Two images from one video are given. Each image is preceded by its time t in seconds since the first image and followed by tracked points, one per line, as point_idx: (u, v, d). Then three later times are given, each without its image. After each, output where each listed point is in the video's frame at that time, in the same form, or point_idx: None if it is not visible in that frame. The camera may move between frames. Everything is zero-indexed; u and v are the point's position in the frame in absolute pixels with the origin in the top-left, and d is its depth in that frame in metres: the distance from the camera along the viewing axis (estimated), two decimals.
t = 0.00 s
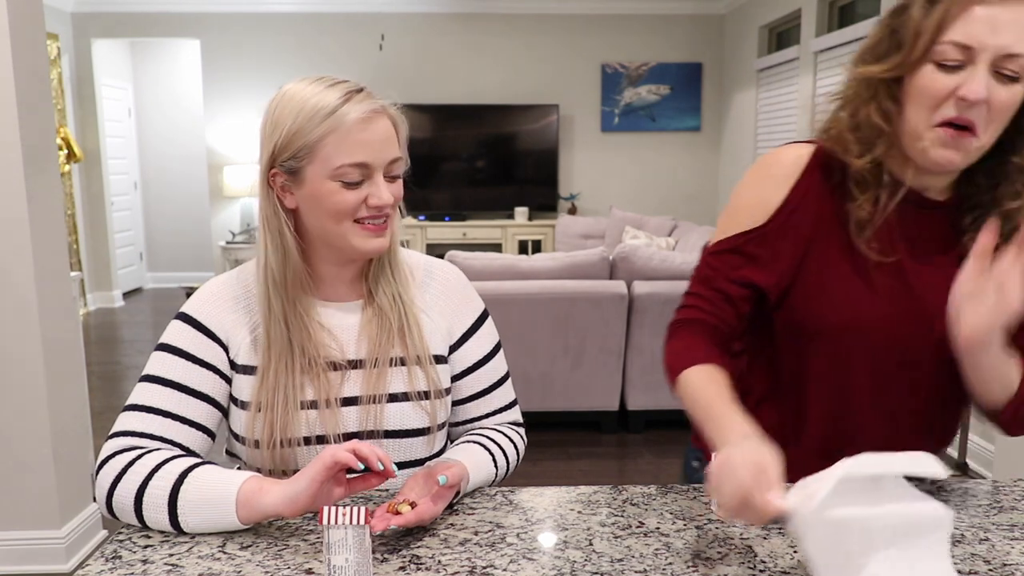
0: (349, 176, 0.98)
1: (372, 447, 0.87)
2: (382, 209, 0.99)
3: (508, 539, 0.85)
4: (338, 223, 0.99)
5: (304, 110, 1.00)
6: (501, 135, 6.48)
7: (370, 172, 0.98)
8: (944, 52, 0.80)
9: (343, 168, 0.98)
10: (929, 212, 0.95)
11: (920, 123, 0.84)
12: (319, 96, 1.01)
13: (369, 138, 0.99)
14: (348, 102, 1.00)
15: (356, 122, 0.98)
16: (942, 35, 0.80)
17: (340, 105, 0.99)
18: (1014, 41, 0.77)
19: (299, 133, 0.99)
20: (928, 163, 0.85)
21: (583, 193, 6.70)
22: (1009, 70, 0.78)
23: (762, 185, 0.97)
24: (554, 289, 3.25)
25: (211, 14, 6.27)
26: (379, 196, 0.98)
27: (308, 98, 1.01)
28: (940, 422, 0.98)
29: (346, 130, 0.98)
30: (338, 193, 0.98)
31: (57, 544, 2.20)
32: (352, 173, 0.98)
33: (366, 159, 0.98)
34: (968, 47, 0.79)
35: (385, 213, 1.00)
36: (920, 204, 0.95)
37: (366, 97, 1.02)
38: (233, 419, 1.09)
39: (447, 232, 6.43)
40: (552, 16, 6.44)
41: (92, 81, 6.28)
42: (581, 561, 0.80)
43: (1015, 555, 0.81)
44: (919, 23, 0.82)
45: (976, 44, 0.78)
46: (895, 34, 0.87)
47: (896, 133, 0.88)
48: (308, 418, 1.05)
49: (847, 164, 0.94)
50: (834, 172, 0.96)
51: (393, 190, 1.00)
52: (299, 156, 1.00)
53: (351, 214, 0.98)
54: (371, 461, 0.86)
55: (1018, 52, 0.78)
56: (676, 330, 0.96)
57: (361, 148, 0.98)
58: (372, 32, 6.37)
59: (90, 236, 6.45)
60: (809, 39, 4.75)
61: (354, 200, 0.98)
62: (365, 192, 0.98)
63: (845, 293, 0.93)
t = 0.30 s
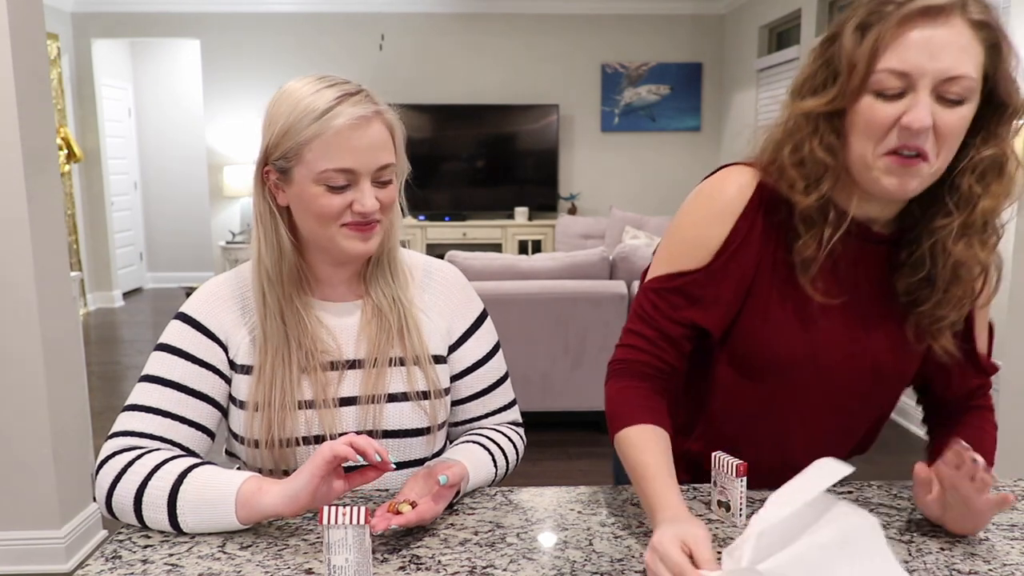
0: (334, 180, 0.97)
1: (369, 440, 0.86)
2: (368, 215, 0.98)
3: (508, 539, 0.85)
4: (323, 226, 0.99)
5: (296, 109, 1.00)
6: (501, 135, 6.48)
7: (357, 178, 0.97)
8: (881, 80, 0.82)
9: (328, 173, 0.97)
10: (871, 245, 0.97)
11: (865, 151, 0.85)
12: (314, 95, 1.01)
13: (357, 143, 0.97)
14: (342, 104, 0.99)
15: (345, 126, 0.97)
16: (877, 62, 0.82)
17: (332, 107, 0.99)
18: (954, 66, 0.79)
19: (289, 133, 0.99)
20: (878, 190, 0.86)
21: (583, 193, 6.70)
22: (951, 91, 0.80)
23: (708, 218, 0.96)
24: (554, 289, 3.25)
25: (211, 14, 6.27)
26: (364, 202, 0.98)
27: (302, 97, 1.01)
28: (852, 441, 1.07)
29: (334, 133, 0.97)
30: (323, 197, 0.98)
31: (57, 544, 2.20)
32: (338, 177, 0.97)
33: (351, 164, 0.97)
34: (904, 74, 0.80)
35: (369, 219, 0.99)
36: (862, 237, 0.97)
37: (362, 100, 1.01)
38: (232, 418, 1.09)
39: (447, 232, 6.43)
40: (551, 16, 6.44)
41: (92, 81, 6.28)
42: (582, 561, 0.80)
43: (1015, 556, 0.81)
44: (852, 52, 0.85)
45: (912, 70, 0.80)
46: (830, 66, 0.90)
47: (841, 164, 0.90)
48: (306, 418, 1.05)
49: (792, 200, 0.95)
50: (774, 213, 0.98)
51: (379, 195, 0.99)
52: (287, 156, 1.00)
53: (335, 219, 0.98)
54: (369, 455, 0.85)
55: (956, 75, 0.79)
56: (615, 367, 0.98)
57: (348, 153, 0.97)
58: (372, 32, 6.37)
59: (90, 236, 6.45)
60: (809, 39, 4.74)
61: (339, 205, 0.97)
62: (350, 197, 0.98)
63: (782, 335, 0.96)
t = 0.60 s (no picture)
0: (329, 184, 0.97)
1: (367, 437, 0.86)
2: (364, 219, 0.98)
3: (508, 539, 0.85)
4: (319, 230, 0.99)
5: (293, 112, 1.00)
6: (501, 135, 6.48)
7: (353, 182, 0.97)
8: (867, 116, 0.83)
9: (323, 177, 0.97)
10: (859, 279, 0.98)
11: (849, 185, 0.85)
12: (312, 98, 1.00)
13: (356, 147, 0.97)
14: (341, 107, 0.99)
15: (344, 129, 0.97)
16: (863, 100, 0.83)
17: (330, 110, 0.99)
18: (936, 105, 0.81)
19: (286, 135, 0.99)
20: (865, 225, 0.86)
21: (583, 193, 6.70)
22: (933, 128, 0.82)
23: (691, 243, 0.97)
24: (554, 289, 3.25)
25: (211, 14, 6.27)
26: (360, 207, 0.98)
27: (302, 99, 1.01)
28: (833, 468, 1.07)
29: (332, 137, 0.97)
30: (318, 202, 0.98)
31: (57, 544, 2.20)
32: (334, 181, 0.97)
33: (347, 168, 0.97)
34: (889, 111, 0.82)
35: (365, 222, 0.99)
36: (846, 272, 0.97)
37: (361, 103, 1.01)
38: (231, 418, 1.09)
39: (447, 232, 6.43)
40: (551, 16, 6.44)
41: (92, 82, 6.28)
42: (582, 562, 0.80)
43: (1015, 555, 0.81)
44: (838, 90, 0.86)
45: (898, 107, 0.81)
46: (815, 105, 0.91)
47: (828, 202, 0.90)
48: (305, 418, 1.06)
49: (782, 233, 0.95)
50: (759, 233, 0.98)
51: (375, 199, 0.99)
52: (284, 158, 1.00)
53: (331, 224, 0.98)
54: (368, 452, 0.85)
55: (937, 112, 0.81)
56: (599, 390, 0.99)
57: (346, 157, 0.97)
58: (372, 32, 6.37)
59: (90, 236, 6.45)
60: (809, 40, 4.75)
61: (335, 209, 0.98)
62: (345, 202, 0.98)
63: (762, 364, 0.97)
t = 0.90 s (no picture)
0: (346, 179, 0.98)
1: (367, 439, 0.86)
2: (381, 212, 0.99)
3: (508, 539, 0.85)
4: (338, 228, 0.99)
5: (296, 113, 1.00)
6: (501, 135, 6.48)
7: (367, 174, 0.98)
8: (784, 157, 0.99)
9: (340, 173, 0.98)
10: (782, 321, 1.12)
11: (774, 210, 0.99)
12: (313, 97, 1.00)
13: (366, 142, 0.98)
14: (343, 105, 0.99)
15: (352, 125, 0.98)
16: (778, 145, 1.00)
17: (334, 108, 0.99)
18: (833, 148, 0.99)
19: (294, 137, 0.99)
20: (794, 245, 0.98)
21: (583, 193, 6.70)
22: (836, 166, 0.98)
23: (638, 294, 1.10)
24: (554, 290, 3.25)
25: (211, 14, 6.27)
26: (377, 199, 0.98)
27: (302, 100, 1.00)
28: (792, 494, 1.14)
29: (342, 133, 0.98)
30: (336, 198, 0.98)
31: (57, 544, 2.20)
32: (350, 177, 0.98)
33: (362, 163, 0.98)
34: (801, 152, 0.99)
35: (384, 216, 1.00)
36: (766, 312, 1.11)
37: (361, 99, 1.01)
38: (230, 419, 1.09)
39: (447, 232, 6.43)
40: (552, 16, 6.44)
41: (92, 82, 6.28)
42: (582, 561, 0.80)
43: (1015, 556, 0.81)
44: (755, 139, 1.03)
45: (807, 148, 0.99)
46: (734, 157, 1.07)
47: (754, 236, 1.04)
48: (305, 420, 1.05)
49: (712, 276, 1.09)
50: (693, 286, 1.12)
51: (389, 194, 1.00)
52: (295, 159, 0.99)
53: (349, 219, 0.98)
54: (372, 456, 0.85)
55: (836, 153, 0.99)
56: (587, 432, 1.05)
57: (359, 151, 0.98)
58: (372, 32, 6.37)
59: (90, 236, 6.45)
60: (809, 40, 4.75)
61: (352, 204, 0.98)
62: (362, 195, 0.98)
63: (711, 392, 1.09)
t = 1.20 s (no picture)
0: (362, 173, 0.98)
1: (366, 442, 0.86)
2: (397, 203, 1.00)
3: (508, 539, 0.85)
4: (355, 221, 0.99)
5: (304, 115, 1.00)
6: (501, 135, 6.48)
7: (381, 168, 1.00)
8: (716, 146, 1.12)
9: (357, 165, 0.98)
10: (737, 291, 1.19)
11: (723, 185, 1.09)
12: (318, 99, 1.00)
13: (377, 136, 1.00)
14: (350, 104, 1.00)
15: (362, 122, 0.99)
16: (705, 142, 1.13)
17: (342, 107, 0.99)
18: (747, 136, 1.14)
19: (305, 137, 0.99)
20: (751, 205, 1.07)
21: (583, 193, 6.70)
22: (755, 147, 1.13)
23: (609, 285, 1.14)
24: (554, 289, 3.25)
25: (210, 14, 6.27)
26: (392, 191, 0.99)
27: (308, 101, 1.00)
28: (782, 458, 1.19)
29: (354, 131, 0.99)
30: (351, 191, 0.98)
31: (57, 544, 2.20)
32: (366, 170, 0.98)
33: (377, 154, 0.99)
34: (726, 142, 1.12)
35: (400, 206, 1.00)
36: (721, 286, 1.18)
37: (365, 98, 1.02)
38: (227, 419, 1.09)
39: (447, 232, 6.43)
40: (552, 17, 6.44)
41: (92, 81, 6.28)
42: (581, 561, 0.80)
43: (1015, 556, 0.81)
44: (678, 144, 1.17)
45: (729, 139, 1.12)
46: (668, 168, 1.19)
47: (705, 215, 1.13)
48: (302, 420, 1.05)
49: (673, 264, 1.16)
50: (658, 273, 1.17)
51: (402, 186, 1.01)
52: (309, 157, 0.99)
53: (367, 212, 0.98)
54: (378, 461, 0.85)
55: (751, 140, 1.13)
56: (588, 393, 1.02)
57: (371, 145, 0.99)
58: (372, 32, 6.37)
59: (90, 236, 6.45)
60: (809, 40, 4.74)
61: (368, 197, 0.98)
62: (378, 188, 0.99)
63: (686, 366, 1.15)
